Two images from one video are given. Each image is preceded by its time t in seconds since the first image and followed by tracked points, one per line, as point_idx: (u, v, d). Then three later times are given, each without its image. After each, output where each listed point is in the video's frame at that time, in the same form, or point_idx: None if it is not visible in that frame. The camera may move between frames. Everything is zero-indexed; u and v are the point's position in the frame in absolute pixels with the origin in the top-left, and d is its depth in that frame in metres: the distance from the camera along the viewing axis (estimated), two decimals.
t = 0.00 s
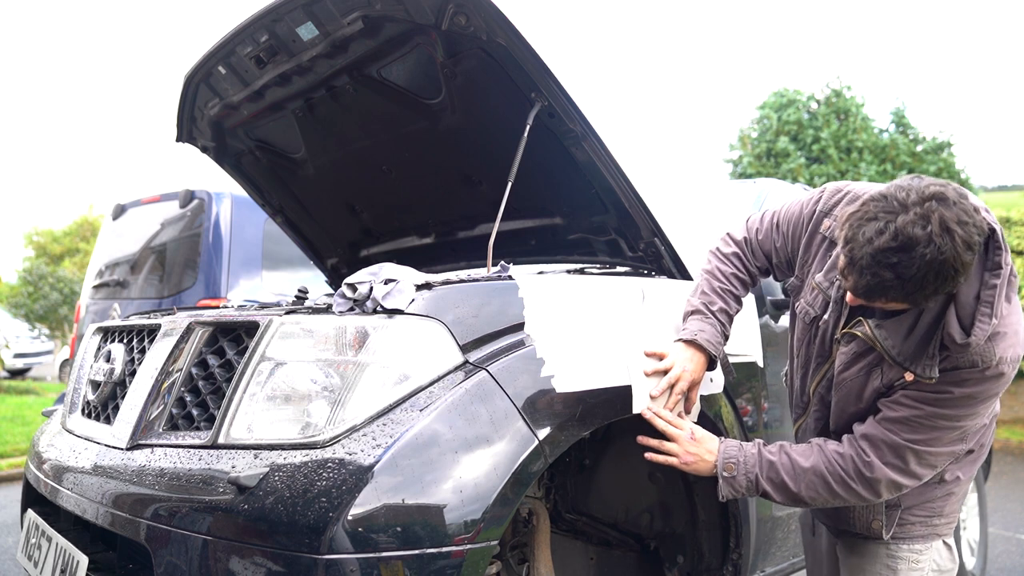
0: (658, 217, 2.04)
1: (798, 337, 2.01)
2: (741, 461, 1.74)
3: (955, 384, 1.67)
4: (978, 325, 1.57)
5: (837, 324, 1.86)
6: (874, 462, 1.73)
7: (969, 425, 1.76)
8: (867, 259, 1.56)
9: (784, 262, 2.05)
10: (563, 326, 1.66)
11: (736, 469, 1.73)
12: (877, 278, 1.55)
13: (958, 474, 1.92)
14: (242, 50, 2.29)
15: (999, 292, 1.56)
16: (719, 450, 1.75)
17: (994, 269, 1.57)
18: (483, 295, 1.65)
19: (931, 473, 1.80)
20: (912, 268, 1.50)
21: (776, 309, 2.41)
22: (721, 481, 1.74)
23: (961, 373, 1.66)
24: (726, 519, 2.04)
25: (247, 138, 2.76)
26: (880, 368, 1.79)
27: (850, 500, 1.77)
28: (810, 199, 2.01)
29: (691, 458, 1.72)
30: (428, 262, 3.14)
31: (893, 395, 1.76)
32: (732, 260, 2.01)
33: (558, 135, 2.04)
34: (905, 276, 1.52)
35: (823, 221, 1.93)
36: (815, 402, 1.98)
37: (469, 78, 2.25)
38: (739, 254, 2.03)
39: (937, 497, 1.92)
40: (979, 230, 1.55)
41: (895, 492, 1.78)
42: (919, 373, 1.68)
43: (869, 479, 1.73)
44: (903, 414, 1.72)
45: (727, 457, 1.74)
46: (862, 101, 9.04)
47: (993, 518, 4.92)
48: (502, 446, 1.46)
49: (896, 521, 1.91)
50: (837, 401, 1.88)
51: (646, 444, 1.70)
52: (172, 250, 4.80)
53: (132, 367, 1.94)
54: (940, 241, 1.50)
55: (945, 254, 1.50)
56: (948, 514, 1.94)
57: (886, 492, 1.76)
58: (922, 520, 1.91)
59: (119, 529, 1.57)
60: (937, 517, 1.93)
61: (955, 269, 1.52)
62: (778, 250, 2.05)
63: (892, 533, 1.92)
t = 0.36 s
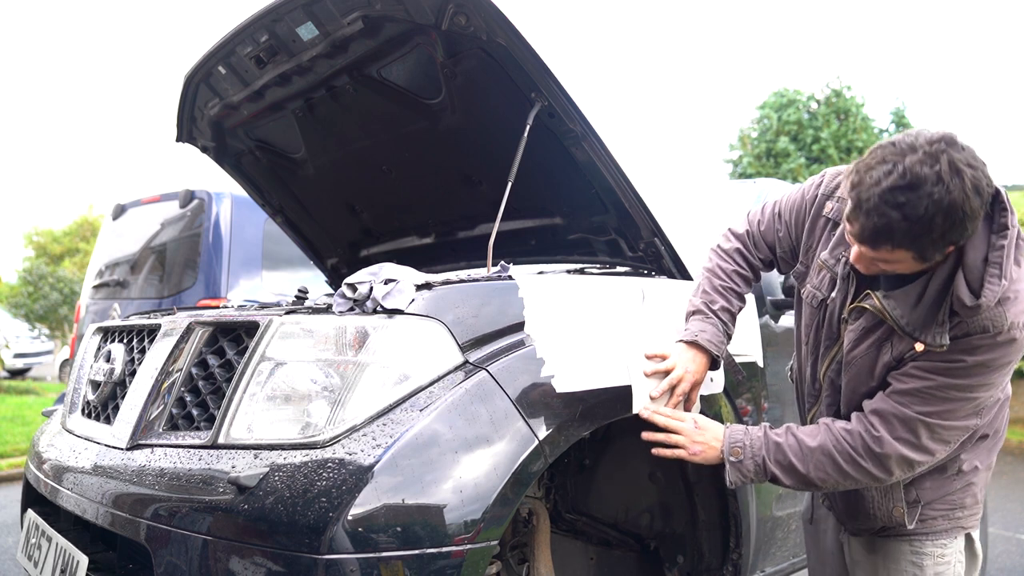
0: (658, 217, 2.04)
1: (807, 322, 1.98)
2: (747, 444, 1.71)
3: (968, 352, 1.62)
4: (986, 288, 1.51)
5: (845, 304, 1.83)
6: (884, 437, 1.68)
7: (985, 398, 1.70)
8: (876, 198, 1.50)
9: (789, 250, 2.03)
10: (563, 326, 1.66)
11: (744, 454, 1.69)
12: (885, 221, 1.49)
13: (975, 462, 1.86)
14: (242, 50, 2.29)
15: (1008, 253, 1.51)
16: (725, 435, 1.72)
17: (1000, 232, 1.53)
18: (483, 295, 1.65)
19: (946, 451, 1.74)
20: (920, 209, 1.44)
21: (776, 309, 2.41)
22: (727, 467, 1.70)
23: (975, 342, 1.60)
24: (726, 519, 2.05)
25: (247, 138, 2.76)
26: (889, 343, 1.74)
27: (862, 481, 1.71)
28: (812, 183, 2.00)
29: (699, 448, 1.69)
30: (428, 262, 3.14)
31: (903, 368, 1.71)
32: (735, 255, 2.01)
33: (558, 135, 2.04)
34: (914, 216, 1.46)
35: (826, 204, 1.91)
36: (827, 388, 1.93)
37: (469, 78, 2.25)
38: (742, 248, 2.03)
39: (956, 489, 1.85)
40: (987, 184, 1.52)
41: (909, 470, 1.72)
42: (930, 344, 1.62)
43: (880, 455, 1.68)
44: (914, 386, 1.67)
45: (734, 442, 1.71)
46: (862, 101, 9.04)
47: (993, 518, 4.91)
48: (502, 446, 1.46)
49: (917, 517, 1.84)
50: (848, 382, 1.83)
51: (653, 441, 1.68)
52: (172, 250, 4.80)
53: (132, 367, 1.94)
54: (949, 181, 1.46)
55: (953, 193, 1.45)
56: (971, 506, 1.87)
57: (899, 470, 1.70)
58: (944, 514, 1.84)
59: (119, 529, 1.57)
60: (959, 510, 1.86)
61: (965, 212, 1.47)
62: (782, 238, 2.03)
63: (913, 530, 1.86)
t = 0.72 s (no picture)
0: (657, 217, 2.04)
1: (806, 312, 1.88)
2: (738, 422, 1.63)
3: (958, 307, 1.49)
4: (959, 228, 1.43)
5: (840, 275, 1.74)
6: (875, 406, 1.54)
7: (987, 364, 1.53)
8: (837, 105, 1.49)
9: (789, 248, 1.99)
10: (563, 325, 1.66)
11: (735, 433, 1.61)
12: (845, 129, 1.47)
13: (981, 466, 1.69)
14: (242, 50, 2.29)
15: (982, 198, 1.45)
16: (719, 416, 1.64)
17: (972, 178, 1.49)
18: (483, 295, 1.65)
19: (951, 428, 1.56)
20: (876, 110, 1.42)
21: (777, 310, 2.41)
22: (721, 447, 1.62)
23: (964, 296, 1.47)
24: (726, 519, 2.06)
25: (247, 138, 2.76)
26: (881, 307, 1.63)
27: (858, 459, 1.57)
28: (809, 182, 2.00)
29: (697, 432, 1.62)
30: (428, 262, 3.14)
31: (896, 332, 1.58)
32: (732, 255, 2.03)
33: (558, 135, 2.04)
34: (853, 90, 1.47)
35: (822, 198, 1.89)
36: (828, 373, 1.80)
37: (469, 78, 2.25)
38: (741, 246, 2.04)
39: (962, 500, 1.68)
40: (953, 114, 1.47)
41: (908, 447, 1.55)
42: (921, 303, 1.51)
43: (871, 426, 1.54)
44: (904, 348, 1.54)
45: (727, 423, 1.63)
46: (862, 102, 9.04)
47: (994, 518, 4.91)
48: (502, 446, 1.46)
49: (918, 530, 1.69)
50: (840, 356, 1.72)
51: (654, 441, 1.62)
52: (172, 250, 4.80)
53: (132, 367, 1.94)
54: (906, 80, 1.44)
55: (913, 96, 1.43)
56: (982, 518, 1.70)
57: (897, 444, 1.54)
58: (952, 526, 1.67)
59: (119, 529, 1.57)
60: (968, 523, 1.68)
61: (926, 120, 1.44)
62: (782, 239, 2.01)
63: (917, 545, 1.70)
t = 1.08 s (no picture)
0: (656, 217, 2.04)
1: (766, 305, 1.84)
2: (732, 421, 1.63)
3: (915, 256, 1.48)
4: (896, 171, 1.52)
5: (798, 262, 1.73)
6: (849, 383, 1.50)
7: (959, 321, 1.47)
8: (782, 67, 1.60)
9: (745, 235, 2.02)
10: (563, 326, 1.65)
11: (730, 432, 1.61)
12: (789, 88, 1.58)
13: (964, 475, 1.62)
14: (242, 50, 2.29)
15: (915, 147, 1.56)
16: (714, 419, 1.66)
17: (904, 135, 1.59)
18: (482, 296, 1.65)
19: (935, 394, 1.50)
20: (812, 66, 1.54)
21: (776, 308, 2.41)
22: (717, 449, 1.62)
23: (914, 244, 1.48)
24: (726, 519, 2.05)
25: (247, 138, 2.76)
26: (840, 274, 1.61)
27: (847, 442, 1.52)
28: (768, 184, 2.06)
29: (692, 436, 1.63)
30: (428, 263, 3.14)
31: (858, 297, 1.56)
32: (692, 228, 2.02)
33: (557, 135, 2.04)
34: (796, 52, 1.59)
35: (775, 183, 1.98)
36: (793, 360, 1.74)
37: (469, 79, 2.25)
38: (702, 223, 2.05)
39: (942, 510, 1.61)
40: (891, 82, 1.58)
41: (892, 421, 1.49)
42: (872, 259, 1.55)
43: (849, 405, 1.50)
44: (865, 310, 1.52)
45: (722, 424, 1.63)
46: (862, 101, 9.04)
47: (994, 518, 4.91)
48: (502, 446, 1.46)
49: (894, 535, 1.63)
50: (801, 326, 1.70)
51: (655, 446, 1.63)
52: (172, 250, 4.80)
53: (132, 367, 1.94)
54: (844, 44, 1.56)
55: (849, 56, 1.54)
56: (960, 530, 1.63)
57: (880, 418, 1.49)
58: (927, 533, 1.61)
59: (119, 529, 1.57)
60: (944, 534, 1.62)
61: (862, 79, 1.54)
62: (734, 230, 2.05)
63: (890, 551, 1.64)
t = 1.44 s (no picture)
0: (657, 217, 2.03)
1: (739, 296, 1.85)
2: (730, 401, 1.61)
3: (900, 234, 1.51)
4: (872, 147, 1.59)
5: (775, 249, 1.74)
6: (854, 374, 1.48)
7: (950, 299, 1.51)
8: (765, 47, 1.71)
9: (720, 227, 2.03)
10: (564, 326, 1.66)
11: (725, 414, 1.60)
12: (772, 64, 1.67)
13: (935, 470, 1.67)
14: (242, 50, 2.29)
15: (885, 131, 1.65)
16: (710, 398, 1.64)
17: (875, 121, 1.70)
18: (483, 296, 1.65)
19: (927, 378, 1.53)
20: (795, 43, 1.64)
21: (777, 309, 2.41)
22: (714, 430, 1.60)
23: (901, 216, 1.52)
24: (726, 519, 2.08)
25: (247, 138, 2.76)
26: (818, 258, 1.64)
27: (848, 431, 1.52)
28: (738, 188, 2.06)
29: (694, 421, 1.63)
30: (428, 263, 3.14)
31: (851, 279, 1.56)
32: (664, 223, 2.04)
33: (557, 135, 2.04)
34: (782, 31, 1.69)
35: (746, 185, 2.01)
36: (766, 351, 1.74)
37: (468, 79, 2.25)
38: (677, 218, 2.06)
39: (914, 504, 1.65)
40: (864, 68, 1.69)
41: (891, 408, 1.50)
42: (853, 236, 1.59)
43: (854, 395, 1.49)
44: (859, 294, 1.51)
45: (718, 402, 1.62)
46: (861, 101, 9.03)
47: (994, 518, 4.91)
48: (502, 446, 1.46)
49: (864, 529, 1.65)
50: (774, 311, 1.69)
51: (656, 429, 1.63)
52: (172, 250, 4.80)
53: (132, 367, 1.94)
54: (825, 27, 1.66)
55: (827, 36, 1.65)
56: (930, 526, 1.67)
57: (882, 407, 1.49)
58: (897, 526, 1.64)
59: (119, 529, 1.57)
60: (915, 529, 1.65)
61: (839, 58, 1.64)
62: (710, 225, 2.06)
63: (859, 545, 1.66)
